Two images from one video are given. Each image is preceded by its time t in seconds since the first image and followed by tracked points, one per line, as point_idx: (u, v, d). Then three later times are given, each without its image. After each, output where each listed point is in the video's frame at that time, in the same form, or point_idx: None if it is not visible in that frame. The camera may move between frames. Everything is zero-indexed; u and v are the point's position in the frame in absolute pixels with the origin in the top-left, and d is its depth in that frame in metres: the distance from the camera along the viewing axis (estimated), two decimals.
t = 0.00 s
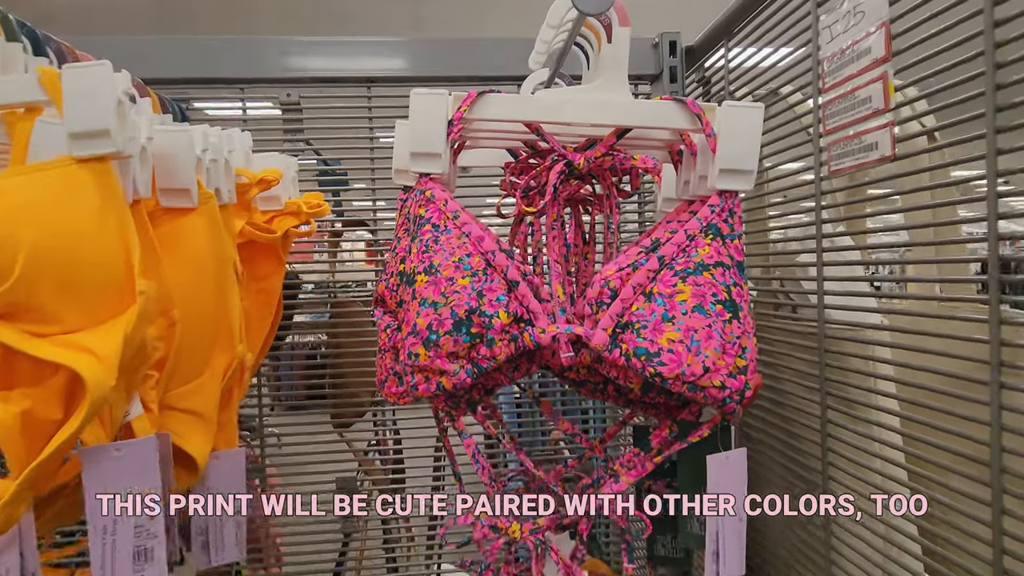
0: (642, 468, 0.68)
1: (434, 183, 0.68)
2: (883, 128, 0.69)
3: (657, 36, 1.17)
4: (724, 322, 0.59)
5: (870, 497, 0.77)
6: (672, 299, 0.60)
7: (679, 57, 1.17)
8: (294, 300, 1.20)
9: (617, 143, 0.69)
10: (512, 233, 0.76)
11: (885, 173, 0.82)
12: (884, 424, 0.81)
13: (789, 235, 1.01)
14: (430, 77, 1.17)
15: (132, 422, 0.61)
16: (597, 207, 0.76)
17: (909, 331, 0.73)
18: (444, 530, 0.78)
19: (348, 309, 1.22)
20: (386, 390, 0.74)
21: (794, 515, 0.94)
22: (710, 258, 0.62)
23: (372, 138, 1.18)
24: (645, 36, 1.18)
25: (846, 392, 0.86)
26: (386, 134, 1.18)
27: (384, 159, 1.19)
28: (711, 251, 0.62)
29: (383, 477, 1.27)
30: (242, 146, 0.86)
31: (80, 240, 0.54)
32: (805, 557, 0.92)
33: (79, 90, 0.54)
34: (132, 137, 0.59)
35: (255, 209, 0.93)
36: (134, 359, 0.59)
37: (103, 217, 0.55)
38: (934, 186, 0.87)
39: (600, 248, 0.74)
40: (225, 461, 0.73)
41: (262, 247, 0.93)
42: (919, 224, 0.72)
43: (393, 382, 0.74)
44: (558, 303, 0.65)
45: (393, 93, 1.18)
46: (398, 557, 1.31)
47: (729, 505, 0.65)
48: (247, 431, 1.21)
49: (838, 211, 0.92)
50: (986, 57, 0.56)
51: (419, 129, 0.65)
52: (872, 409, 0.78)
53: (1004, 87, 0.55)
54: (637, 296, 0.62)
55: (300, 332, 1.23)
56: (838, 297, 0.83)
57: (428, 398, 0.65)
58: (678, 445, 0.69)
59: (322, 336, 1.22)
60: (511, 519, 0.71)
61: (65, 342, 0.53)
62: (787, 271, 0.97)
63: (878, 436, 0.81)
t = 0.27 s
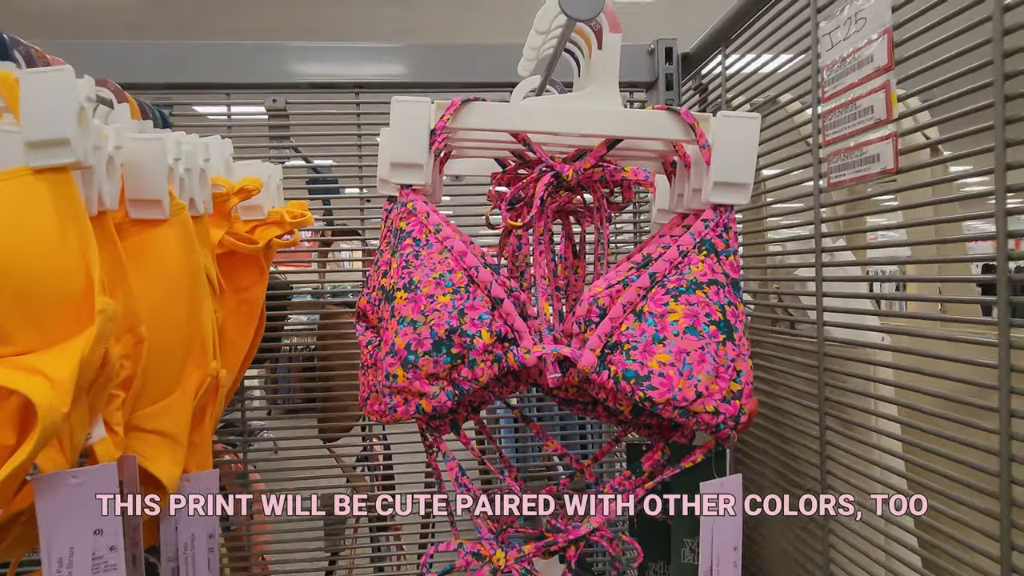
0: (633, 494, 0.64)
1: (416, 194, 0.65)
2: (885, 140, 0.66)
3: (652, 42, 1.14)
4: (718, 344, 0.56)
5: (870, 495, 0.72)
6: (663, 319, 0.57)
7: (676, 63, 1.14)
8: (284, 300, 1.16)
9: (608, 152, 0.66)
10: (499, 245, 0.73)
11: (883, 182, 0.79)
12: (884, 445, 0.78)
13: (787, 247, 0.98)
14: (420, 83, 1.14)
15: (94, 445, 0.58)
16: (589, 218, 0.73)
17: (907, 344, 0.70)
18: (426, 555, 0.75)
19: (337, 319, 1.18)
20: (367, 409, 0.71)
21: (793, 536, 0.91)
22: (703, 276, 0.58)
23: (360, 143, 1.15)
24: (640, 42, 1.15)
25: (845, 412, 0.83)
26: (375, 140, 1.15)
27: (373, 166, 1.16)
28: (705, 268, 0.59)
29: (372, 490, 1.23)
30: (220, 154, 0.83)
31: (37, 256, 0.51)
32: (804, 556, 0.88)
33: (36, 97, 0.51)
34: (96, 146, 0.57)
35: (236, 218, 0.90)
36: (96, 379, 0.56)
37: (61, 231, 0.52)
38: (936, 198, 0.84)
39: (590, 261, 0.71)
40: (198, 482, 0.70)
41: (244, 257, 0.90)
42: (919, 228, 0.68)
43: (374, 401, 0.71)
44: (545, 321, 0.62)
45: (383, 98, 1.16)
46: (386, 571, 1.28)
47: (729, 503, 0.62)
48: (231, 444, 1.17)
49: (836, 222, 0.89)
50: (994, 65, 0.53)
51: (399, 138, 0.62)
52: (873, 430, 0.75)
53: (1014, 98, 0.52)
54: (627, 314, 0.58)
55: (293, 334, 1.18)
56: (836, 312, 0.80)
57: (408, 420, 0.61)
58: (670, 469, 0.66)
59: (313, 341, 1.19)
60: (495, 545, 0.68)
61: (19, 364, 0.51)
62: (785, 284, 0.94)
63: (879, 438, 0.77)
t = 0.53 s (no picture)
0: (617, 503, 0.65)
1: (405, 208, 0.66)
2: (864, 156, 0.68)
3: (644, 54, 1.16)
4: (698, 358, 0.58)
5: (869, 497, 0.73)
6: (645, 332, 0.58)
7: (667, 75, 1.16)
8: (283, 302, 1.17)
9: (594, 167, 0.68)
10: (488, 257, 0.74)
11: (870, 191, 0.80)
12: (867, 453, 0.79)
13: (776, 257, 1.00)
14: (414, 93, 1.16)
15: (86, 453, 0.59)
16: (576, 229, 0.75)
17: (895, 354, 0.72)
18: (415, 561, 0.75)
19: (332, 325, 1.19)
20: (358, 417, 0.72)
21: (777, 544, 0.92)
22: (684, 290, 0.60)
23: (355, 151, 1.17)
24: (632, 55, 1.16)
25: (830, 422, 0.84)
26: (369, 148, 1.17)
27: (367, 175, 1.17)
28: (686, 282, 0.60)
29: (366, 490, 1.24)
30: (214, 165, 0.85)
31: (31, 269, 0.53)
32: (788, 563, 0.89)
33: (33, 115, 0.53)
34: (90, 161, 0.58)
35: (230, 228, 0.91)
36: (89, 389, 0.57)
37: (56, 245, 0.54)
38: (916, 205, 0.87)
39: (577, 274, 0.72)
40: (190, 490, 0.71)
41: (237, 267, 0.91)
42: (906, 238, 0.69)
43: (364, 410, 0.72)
44: (530, 333, 0.63)
45: (377, 107, 1.17)
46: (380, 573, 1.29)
47: (726, 504, 0.64)
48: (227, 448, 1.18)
49: (824, 232, 0.90)
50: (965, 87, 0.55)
51: (388, 154, 0.64)
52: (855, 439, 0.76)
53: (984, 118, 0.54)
54: (610, 328, 0.60)
55: (294, 337, 1.19)
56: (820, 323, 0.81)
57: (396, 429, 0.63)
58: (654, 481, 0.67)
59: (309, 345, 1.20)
60: (482, 553, 0.69)
61: (14, 375, 0.52)
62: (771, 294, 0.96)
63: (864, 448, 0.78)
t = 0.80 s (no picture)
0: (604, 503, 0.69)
1: (403, 221, 0.70)
2: (839, 173, 0.72)
3: (635, 69, 1.20)
4: (679, 365, 0.61)
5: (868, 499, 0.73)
6: (629, 341, 0.62)
7: (657, 90, 1.20)
8: (281, 307, 1.21)
9: (583, 182, 0.72)
10: (483, 268, 0.77)
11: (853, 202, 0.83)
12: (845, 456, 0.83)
13: (762, 267, 1.03)
14: (413, 105, 1.19)
15: (100, 455, 0.62)
16: (567, 240, 0.78)
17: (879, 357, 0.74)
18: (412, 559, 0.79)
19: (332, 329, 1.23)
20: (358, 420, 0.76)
21: (761, 545, 0.96)
22: (667, 302, 0.63)
23: (355, 161, 1.20)
24: (623, 70, 1.20)
25: (811, 426, 0.88)
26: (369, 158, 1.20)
27: (367, 184, 1.21)
28: (668, 294, 0.64)
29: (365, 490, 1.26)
30: (221, 179, 0.88)
31: (47, 282, 0.55)
32: (772, 562, 0.93)
33: (53, 136, 0.56)
34: (105, 178, 0.61)
35: (235, 238, 0.94)
36: (103, 395, 0.60)
37: (73, 259, 0.57)
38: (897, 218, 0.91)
39: (567, 284, 0.76)
40: (197, 490, 0.74)
41: (241, 275, 0.95)
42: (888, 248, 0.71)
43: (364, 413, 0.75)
44: (522, 341, 0.67)
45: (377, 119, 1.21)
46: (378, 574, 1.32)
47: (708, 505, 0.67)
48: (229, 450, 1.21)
49: (809, 242, 0.94)
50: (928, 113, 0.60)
51: (388, 170, 0.67)
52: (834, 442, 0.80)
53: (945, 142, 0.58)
54: (597, 336, 0.63)
55: (291, 340, 1.23)
56: (801, 330, 0.85)
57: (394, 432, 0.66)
58: (640, 482, 0.70)
59: (309, 347, 1.23)
60: (475, 550, 0.72)
61: (33, 382, 0.55)
62: (756, 302, 0.99)
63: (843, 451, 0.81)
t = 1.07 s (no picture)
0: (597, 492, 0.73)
1: (407, 224, 0.74)
2: (817, 180, 0.76)
3: (628, 77, 1.24)
4: (666, 360, 0.65)
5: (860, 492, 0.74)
6: (620, 338, 0.66)
7: (649, 98, 1.24)
8: (283, 309, 1.26)
9: (577, 186, 0.76)
10: (481, 268, 0.81)
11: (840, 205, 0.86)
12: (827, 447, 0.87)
13: (750, 268, 1.07)
14: (413, 111, 1.23)
15: (121, 446, 0.65)
16: (562, 241, 0.82)
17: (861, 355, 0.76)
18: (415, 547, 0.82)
19: (335, 329, 1.27)
20: (363, 415, 0.79)
21: (748, 535, 1.00)
22: (655, 300, 0.67)
23: (357, 166, 1.24)
24: (616, 78, 1.25)
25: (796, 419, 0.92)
26: (370, 162, 1.24)
27: (369, 187, 1.25)
28: (657, 294, 0.68)
29: (366, 488, 1.31)
30: (231, 183, 0.92)
31: (74, 282, 0.59)
32: (757, 549, 0.97)
33: (80, 145, 0.59)
34: (126, 185, 0.65)
35: (243, 240, 0.98)
36: (125, 389, 0.64)
37: (98, 261, 0.60)
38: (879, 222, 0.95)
39: (562, 284, 0.80)
40: (209, 481, 0.78)
41: (249, 276, 0.99)
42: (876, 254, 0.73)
43: (368, 408, 0.79)
44: (519, 337, 0.71)
45: (378, 125, 1.25)
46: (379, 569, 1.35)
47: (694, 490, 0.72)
48: (232, 447, 1.25)
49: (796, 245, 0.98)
50: (896, 125, 0.64)
51: (393, 177, 0.71)
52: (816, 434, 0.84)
53: (912, 152, 0.62)
54: (590, 333, 0.67)
55: (290, 342, 1.28)
56: (786, 328, 0.89)
57: (399, 425, 0.69)
58: (631, 471, 0.74)
59: (310, 347, 1.27)
60: (475, 537, 0.76)
61: (61, 376, 0.58)
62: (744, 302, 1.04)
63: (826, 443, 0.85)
